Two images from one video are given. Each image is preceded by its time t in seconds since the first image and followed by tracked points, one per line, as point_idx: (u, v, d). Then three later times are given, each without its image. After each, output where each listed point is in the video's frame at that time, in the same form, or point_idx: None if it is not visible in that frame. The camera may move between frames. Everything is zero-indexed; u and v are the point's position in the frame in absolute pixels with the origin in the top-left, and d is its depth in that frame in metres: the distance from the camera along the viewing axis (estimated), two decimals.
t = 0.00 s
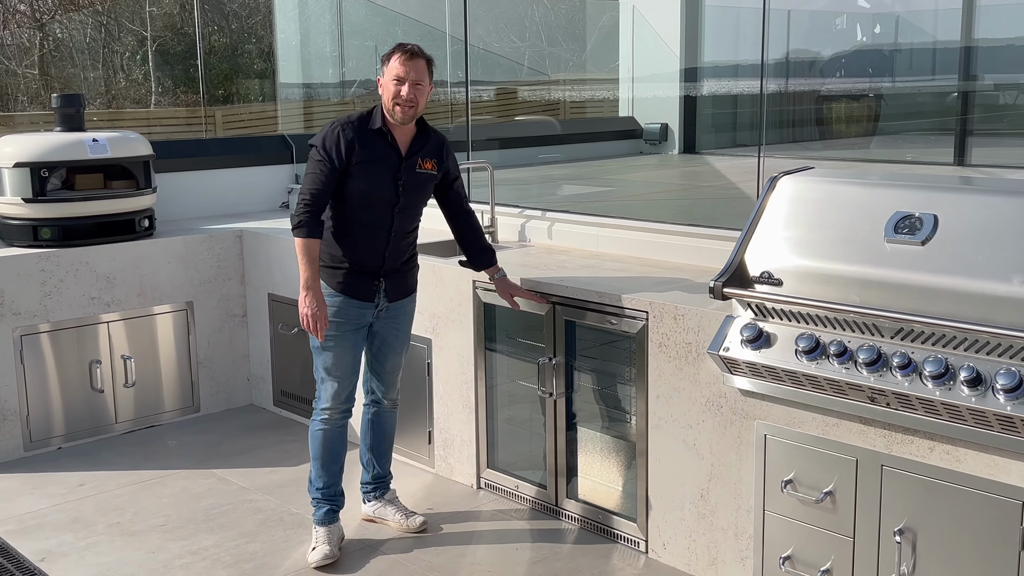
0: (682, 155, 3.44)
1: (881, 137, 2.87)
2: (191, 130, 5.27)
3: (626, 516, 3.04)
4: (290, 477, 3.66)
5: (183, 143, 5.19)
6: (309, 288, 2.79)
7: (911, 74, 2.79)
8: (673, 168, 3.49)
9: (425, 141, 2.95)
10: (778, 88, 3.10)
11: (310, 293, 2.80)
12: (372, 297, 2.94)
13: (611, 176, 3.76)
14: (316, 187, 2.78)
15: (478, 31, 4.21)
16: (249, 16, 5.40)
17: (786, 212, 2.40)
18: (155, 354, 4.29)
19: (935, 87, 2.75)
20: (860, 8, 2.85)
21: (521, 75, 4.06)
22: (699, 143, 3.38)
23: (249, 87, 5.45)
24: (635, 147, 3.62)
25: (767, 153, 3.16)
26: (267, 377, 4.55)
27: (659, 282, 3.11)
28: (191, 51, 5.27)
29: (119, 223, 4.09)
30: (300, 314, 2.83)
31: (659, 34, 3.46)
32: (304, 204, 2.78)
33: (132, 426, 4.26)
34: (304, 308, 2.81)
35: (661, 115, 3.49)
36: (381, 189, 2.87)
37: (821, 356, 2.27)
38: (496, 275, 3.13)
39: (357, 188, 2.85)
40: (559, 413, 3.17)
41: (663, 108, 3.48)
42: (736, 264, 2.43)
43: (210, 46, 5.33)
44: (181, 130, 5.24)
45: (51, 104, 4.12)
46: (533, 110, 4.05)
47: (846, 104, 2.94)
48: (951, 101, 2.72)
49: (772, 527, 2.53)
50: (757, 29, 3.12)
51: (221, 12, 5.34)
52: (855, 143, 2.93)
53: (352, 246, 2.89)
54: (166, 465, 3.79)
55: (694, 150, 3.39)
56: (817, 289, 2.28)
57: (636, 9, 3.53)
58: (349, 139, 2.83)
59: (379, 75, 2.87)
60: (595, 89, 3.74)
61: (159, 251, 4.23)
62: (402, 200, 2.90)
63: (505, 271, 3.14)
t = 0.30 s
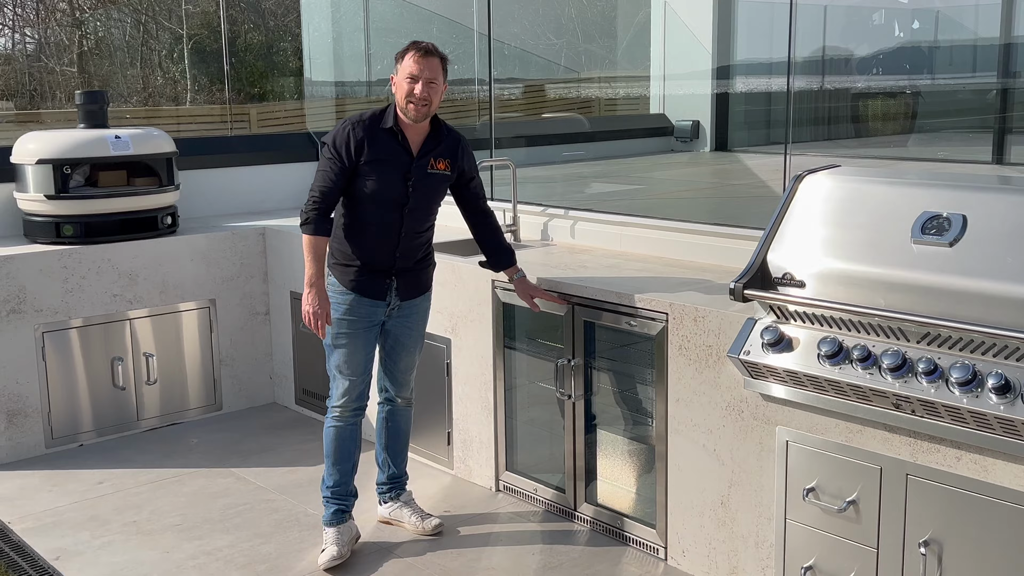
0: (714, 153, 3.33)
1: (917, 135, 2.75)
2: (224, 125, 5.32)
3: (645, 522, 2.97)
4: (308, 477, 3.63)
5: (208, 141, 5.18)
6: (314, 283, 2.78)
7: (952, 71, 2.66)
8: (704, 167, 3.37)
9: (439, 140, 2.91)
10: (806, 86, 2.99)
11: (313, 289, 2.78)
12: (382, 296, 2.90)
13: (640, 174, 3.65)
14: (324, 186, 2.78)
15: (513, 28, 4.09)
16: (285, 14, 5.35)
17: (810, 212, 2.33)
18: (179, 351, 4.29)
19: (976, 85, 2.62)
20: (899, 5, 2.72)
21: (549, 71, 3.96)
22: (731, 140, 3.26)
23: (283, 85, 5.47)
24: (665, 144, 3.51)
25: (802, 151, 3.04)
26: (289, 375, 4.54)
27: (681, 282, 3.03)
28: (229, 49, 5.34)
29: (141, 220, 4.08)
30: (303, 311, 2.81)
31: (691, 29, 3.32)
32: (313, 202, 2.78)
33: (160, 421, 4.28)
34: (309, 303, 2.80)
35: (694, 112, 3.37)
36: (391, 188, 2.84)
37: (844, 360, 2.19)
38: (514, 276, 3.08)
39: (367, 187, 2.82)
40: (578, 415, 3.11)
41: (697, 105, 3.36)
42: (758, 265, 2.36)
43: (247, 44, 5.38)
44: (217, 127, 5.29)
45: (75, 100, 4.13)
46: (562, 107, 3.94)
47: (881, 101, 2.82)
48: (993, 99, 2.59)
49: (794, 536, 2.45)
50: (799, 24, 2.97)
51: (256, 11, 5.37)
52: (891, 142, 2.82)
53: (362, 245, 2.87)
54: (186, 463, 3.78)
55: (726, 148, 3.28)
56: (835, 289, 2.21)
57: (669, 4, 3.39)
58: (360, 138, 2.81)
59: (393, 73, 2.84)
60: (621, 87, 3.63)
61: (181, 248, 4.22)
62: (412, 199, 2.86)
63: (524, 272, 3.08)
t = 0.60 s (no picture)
0: (747, 154, 3.22)
1: (956, 137, 2.64)
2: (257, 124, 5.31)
3: (664, 530, 2.92)
4: (329, 479, 3.62)
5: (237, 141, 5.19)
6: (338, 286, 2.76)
7: (995, 70, 2.55)
8: (737, 168, 3.26)
9: (458, 141, 2.88)
10: (832, 85, 2.91)
11: (337, 291, 2.76)
12: (402, 298, 2.89)
13: (671, 176, 3.56)
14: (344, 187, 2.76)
15: (550, 28, 3.98)
16: (322, 13, 5.44)
17: (832, 217, 2.28)
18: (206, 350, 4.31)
19: (1019, 84, 2.50)
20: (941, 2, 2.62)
21: (583, 71, 3.86)
22: (765, 140, 3.15)
23: (319, 84, 5.49)
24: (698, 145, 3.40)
25: (836, 152, 2.94)
26: (313, 376, 4.54)
27: (704, 287, 2.97)
28: (267, 48, 5.35)
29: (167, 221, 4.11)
30: (329, 315, 2.79)
31: (724, 28, 3.24)
32: (333, 203, 2.76)
33: (189, 420, 4.31)
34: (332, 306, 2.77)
35: (728, 112, 3.27)
36: (410, 189, 2.81)
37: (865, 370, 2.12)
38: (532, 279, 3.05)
39: (387, 188, 2.80)
40: (598, 421, 3.06)
41: (730, 105, 3.25)
42: (778, 272, 2.31)
43: (285, 42, 5.39)
44: (252, 126, 5.29)
45: (102, 100, 4.17)
46: (594, 106, 3.83)
47: (919, 101, 2.71)
48: None
49: (814, 549, 2.39)
50: (839, 21, 2.86)
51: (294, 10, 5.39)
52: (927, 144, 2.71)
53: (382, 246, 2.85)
54: (208, 463, 3.79)
55: (758, 148, 3.18)
56: (861, 297, 2.15)
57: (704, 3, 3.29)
58: (379, 139, 2.78)
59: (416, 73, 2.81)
60: (658, 86, 3.51)
61: (208, 248, 4.24)
62: (432, 200, 2.84)
63: (543, 275, 3.06)
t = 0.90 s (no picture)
0: (779, 154, 3.10)
1: (995, 137, 2.53)
2: (283, 121, 5.26)
3: (679, 539, 2.86)
4: (343, 480, 3.60)
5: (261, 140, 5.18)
6: (350, 286, 2.69)
7: None
8: (769, 168, 3.14)
9: (473, 139, 2.81)
10: (859, 83, 2.82)
11: (349, 292, 2.69)
12: (416, 299, 2.81)
13: (700, 176, 3.46)
14: (359, 187, 2.69)
15: (589, 25, 3.84)
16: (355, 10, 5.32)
17: (848, 221, 2.21)
18: (228, 348, 4.32)
19: None
20: None
21: (611, 69, 3.77)
22: (798, 140, 3.03)
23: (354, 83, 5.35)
24: (728, 144, 3.29)
25: (868, 153, 2.82)
26: (333, 375, 4.53)
27: (721, 290, 2.90)
28: (304, 46, 5.30)
29: (187, 219, 4.12)
30: (340, 315, 2.72)
31: (757, 25, 3.12)
32: (346, 203, 2.69)
33: (214, 417, 4.33)
34: (344, 306, 2.71)
35: (761, 110, 3.14)
36: (424, 189, 2.74)
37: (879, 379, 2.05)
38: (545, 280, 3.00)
39: (402, 188, 2.73)
40: (611, 426, 3.00)
41: (764, 103, 3.13)
42: (792, 276, 2.24)
43: (322, 40, 5.31)
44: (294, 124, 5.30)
45: (125, 100, 4.21)
46: (621, 105, 3.76)
47: (957, 100, 2.59)
48: None
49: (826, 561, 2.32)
50: (877, 17, 2.74)
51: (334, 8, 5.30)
52: (966, 145, 2.59)
53: (396, 248, 2.77)
54: (224, 462, 3.79)
55: (791, 148, 3.05)
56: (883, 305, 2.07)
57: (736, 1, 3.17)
58: (393, 137, 2.71)
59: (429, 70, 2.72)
60: (688, 83, 3.42)
61: (228, 247, 4.25)
62: (446, 200, 2.77)
63: (556, 277, 3.00)
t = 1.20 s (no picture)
0: (806, 150, 2.99)
1: None
2: (299, 116, 5.23)
3: (687, 543, 2.80)
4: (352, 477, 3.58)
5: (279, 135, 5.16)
6: (356, 285, 2.63)
7: None
8: (795, 166, 3.02)
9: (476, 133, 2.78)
10: (870, 81, 2.75)
11: (355, 291, 2.63)
12: (422, 295, 2.78)
13: (722, 172, 3.34)
14: (362, 185, 2.64)
15: (622, 20, 3.65)
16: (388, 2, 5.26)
17: (858, 219, 2.17)
18: (244, 343, 4.33)
19: None
20: None
21: (629, 63, 3.66)
22: (826, 137, 2.91)
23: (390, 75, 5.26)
24: (755, 140, 3.17)
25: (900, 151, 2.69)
26: (347, 371, 4.52)
27: (733, 290, 2.83)
28: (334, 41, 5.26)
29: (201, 213, 4.12)
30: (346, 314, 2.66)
31: (787, 22, 3.00)
32: (349, 202, 2.64)
33: (232, 411, 4.35)
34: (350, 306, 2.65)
35: (788, 106, 3.03)
36: (428, 184, 2.71)
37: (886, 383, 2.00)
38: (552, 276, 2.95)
39: (405, 184, 2.69)
40: (619, 426, 2.95)
41: (792, 98, 3.01)
42: (800, 275, 2.19)
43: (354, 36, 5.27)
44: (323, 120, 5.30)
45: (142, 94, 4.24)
46: (640, 102, 3.65)
47: (988, 96, 2.47)
48: None
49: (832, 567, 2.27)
50: (908, 9, 2.61)
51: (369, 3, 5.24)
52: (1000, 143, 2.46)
53: (401, 244, 2.73)
54: (235, 457, 3.79)
55: (819, 145, 2.94)
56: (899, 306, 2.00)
57: None
58: (395, 133, 2.67)
59: (454, 77, 2.59)
60: (713, 79, 3.28)
61: (242, 241, 4.25)
62: (450, 195, 2.74)
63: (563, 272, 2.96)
